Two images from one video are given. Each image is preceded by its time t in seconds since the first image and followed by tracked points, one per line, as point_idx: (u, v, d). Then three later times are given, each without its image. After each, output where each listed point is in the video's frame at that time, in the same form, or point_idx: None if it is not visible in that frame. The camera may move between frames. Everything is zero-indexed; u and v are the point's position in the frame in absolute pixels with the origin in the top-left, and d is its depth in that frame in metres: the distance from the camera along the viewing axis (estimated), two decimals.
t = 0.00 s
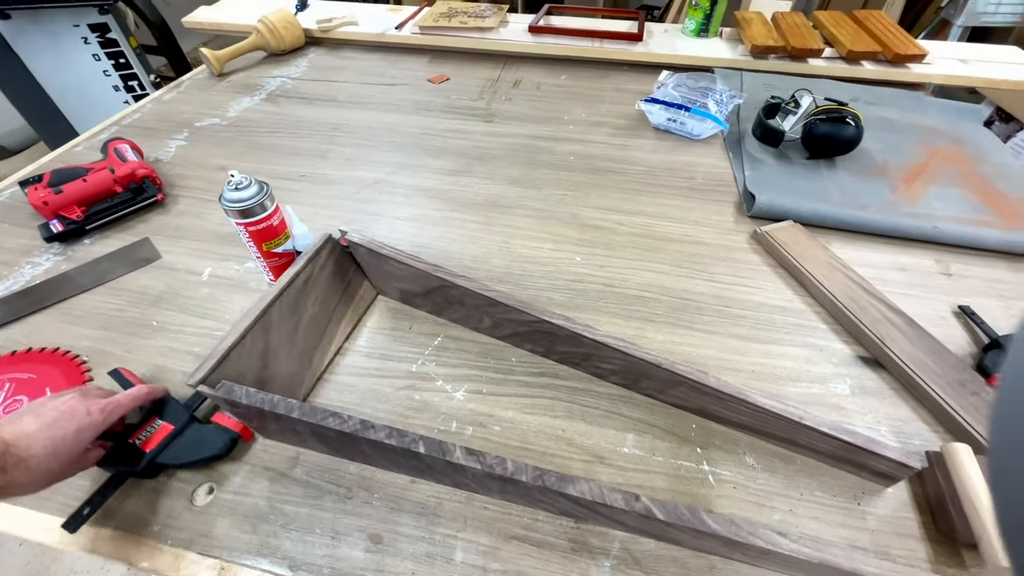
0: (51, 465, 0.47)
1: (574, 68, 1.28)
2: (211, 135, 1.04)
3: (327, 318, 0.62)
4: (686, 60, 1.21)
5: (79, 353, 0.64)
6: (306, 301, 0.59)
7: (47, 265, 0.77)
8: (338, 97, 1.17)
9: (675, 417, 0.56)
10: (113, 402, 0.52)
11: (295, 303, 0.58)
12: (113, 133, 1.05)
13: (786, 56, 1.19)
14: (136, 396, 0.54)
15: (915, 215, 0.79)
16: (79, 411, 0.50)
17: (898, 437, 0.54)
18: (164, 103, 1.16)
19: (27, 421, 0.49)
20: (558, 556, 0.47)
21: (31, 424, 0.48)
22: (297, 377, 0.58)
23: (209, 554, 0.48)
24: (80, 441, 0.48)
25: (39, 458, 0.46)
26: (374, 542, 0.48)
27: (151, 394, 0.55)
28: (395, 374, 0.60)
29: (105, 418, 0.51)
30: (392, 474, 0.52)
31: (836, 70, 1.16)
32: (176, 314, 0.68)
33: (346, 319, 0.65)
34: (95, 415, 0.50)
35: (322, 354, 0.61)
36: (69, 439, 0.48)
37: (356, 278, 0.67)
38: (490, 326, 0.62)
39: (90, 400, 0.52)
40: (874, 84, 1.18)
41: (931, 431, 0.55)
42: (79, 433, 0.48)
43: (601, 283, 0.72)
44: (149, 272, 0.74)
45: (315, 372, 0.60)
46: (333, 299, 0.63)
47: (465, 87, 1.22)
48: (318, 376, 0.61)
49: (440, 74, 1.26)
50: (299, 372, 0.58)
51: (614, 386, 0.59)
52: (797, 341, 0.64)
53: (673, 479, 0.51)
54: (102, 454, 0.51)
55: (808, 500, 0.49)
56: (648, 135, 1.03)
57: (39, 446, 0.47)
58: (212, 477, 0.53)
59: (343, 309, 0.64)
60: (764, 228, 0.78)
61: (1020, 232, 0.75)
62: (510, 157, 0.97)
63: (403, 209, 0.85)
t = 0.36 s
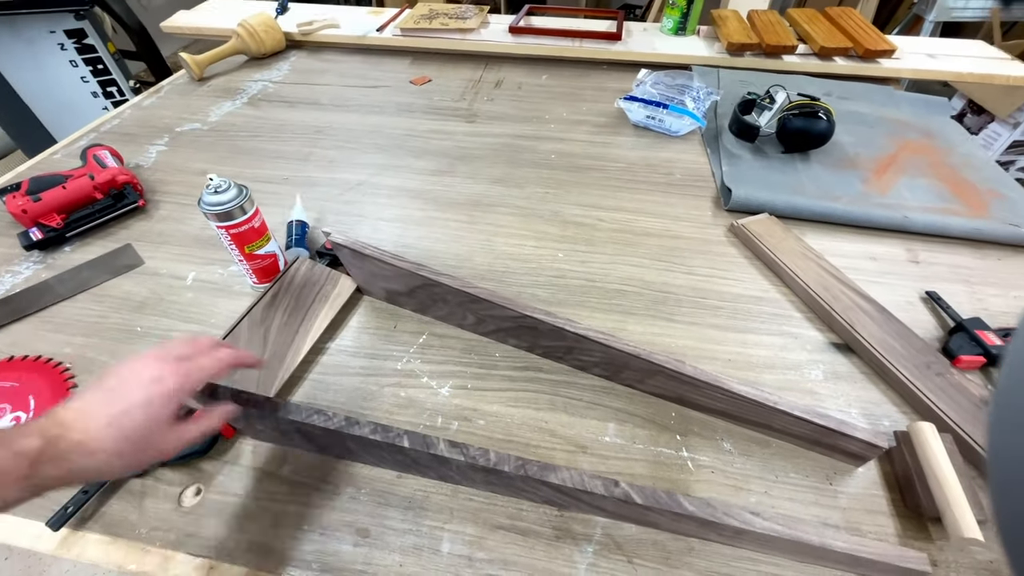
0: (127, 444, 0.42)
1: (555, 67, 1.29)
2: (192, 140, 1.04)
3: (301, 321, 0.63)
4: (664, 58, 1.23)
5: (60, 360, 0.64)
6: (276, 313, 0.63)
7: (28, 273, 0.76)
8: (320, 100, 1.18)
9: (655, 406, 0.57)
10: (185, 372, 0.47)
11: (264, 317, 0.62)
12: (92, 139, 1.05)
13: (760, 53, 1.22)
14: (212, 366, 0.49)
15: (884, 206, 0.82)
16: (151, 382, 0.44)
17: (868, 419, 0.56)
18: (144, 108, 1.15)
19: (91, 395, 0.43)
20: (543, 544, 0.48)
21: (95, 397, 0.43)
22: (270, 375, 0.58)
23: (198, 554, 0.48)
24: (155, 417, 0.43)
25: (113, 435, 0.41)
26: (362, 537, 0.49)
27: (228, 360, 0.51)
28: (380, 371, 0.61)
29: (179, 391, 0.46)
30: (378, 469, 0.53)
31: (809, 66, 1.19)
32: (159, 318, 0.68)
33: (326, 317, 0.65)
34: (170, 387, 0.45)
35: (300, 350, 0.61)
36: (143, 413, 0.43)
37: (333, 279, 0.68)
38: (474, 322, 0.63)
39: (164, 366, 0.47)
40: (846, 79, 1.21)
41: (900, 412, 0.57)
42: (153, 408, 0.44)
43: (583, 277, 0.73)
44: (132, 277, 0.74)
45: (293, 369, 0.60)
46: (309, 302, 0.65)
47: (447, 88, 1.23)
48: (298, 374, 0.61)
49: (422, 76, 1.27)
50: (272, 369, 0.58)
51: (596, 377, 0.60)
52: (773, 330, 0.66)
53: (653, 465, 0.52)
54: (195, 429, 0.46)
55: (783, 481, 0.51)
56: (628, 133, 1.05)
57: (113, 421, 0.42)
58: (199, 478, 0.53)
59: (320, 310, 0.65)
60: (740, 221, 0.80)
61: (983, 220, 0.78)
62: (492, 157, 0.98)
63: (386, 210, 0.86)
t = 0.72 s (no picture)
0: (288, 496, 0.44)
1: (539, 70, 1.30)
2: (175, 147, 1.03)
3: (287, 327, 0.63)
4: (647, 59, 1.24)
5: (43, 372, 0.63)
6: (262, 322, 0.63)
7: (8, 285, 0.75)
8: (305, 105, 1.17)
9: (642, 406, 0.58)
10: (350, 428, 0.48)
11: (250, 326, 0.63)
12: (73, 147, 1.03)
13: (742, 53, 1.23)
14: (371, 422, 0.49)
15: (863, 203, 0.84)
16: (324, 434, 0.46)
17: (848, 414, 0.57)
18: (125, 115, 1.14)
19: (276, 438, 0.45)
20: (533, 545, 0.49)
21: (278, 439, 0.45)
22: (256, 382, 0.58)
23: (187, 565, 0.48)
24: (316, 472, 0.45)
25: (281, 487, 0.43)
26: (352, 543, 0.49)
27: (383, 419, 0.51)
28: (368, 378, 0.61)
29: (343, 447, 0.47)
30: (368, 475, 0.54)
31: (790, 66, 1.20)
32: (145, 328, 0.67)
33: (312, 322, 0.65)
34: (336, 441, 0.47)
35: (285, 356, 0.61)
36: (308, 468, 0.44)
37: (319, 286, 0.68)
38: (461, 326, 0.63)
39: (336, 417, 0.48)
40: (826, 78, 1.23)
41: (879, 406, 0.58)
42: (317, 462, 0.45)
43: (570, 279, 0.74)
44: (116, 287, 0.73)
45: (279, 375, 0.59)
46: (295, 309, 0.65)
47: (433, 91, 1.23)
48: (286, 381, 0.60)
49: (407, 80, 1.27)
50: (257, 377, 0.58)
51: (583, 378, 0.61)
52: (756, 327, 0.67)
53: (640, 464, 0.53)
54: (339, 485, 0.47)
55: (767, 477, 0.52)
56: (613, 134, 1.06)
57: (285, 471, 0.44)
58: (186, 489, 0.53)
59: (308, 315, 0.65)
60: (723, 220, 0.81)
61: (959, 216, 0.80)
62: (479, 160, 0.98)
63: (373, 215, 0.86)
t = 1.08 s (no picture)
0: None
1: (517, 63, 1.29)
2: (143, 144, 1.01)
3: (251, 323, 0.62)
4: (624, 51, 1.24)
5: None
6: (225, 317, 0.62)
7: None
8: (279, 101, 1.16)
9: (610, 393, 0.57)
10: (321, 503, 0.45)
11: (212, 321, 0.62)
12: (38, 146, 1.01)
13: (718, 44, 1.23)
14: (344, 498, 0.46)
15: (835, 190, 0.84)
16: (290, 513, 0.43)
17: (816, 397, 0.57)
18: (94, 113, 1.12)
19: (240, 516, 0.43)
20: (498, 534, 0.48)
21: (241, 518, 0.43)
22: (218, 377, 0.57)
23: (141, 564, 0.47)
24: (278, 556, 0.42)
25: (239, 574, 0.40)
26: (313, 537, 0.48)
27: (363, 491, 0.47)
28: (335, 371, 0.60)
29: (309, 528, 0.44)
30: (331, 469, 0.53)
31: (765, 57, 1.21)
32: (106, 326, 0.66)
33: (277, 316, 0.64)
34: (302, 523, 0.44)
35: (249, 351, 0.60)
36: (271, 553, 0.41)
37: (285, 281, 0.67)
38: (430, 317, 0.63)
39: (306, 492, 0.45)
40: (801, 68, 1.23)
41: (846, 388, 0.58)
42: (281, 546, 0.42)
43: (543, 269, 0.73)
44: (78, 285, 0.72)
45: (242, 369, 0.59)
46: (259, 304, 0.64)
47: (409, 86, 1.22)
48: (249, 376, 0.59)
49: (383, 75, 1.26)
50: (219, 372, 0.57)
51: (552, 367, 0.60)
52: (726, 313, 0.66)
53: (607, 451, 0.52)
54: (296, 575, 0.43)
55: (734, 460, 0.52)
56: (589, 126, 1.06)
57: (243, 555, 0.41)
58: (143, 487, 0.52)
59: (273, 309, 0.64)
60: (695, 209, 0.81)
61: (928, 201, 0.81)
62: (453, 153, 0.98)
63: (344, 209, 0.85)
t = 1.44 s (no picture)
0: (258, 529, 0.39)
1: (494, 54, 1.27)
2: (106, 137, 0.98)
3: (203, 315, 0.60)
4: (602, 41, 1.22)
5: None
6: (177, 309, 0.60)
7: None
8: (249, 93, 1.13)
9: (575, 382, 0.56)
10: (325, 451, 0.45)
11: (163, 314, 0.59)
12: None
13: (696, 33, 1.22)
14: (350, 446, 0.46)
15: (811, 176, 0.82)
16: (296, 459, 0.43)
17: (785, 384, 0.56)
18: (57, 107, 1.09)
19: (242, 463, 0.42)
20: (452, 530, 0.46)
21: (246, 466, 0.42)
22: (163, 372, 0.55)
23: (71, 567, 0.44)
24: (290, 500, 0.41)
25: (251, 516, 0.39)
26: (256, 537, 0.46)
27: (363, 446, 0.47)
28: (290, 364, 0.58)
29: (318, 472, 0.43)
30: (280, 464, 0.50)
31: (743, 45, 1.19)
32: (53, 321, 0.63)
33: (231, 309, 0.62)
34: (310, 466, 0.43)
35: (199, 345, 0.58)
36: (281, 495, 0.41)
37: (242, 272, 0.65)
38: (390, 308, 0.61)
39: (309, 442, 0.45)
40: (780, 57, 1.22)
41: (817, 374, 0.57)
42: (292, 488, 0.41)
43: (511, 258, 0.72)
44: (26, 280, 0.69)
45: (191, 365, 0.56)
46: (214, 295, 0.62)
47: (383, 77, 1.19)
48: (199, 371, 0.57)
49: (358, 67, 1.23)
50: (166, 367, 0.55)
51: (516, 357, 0.58)
52: (696, 301, 0.65)
53: (569, 441, 0.51)
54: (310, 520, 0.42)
55: (699, 449, 0.50)
56: (565, 115, 1.04)
57: (253, 500, 0.40)
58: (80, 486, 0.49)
59: (228, 301, 0.62)
60: (669, 196, 0.79)
61: (905, 186, 0.79)
62: (424, 143, 0.95)
63: (309, 200, 0.83)
